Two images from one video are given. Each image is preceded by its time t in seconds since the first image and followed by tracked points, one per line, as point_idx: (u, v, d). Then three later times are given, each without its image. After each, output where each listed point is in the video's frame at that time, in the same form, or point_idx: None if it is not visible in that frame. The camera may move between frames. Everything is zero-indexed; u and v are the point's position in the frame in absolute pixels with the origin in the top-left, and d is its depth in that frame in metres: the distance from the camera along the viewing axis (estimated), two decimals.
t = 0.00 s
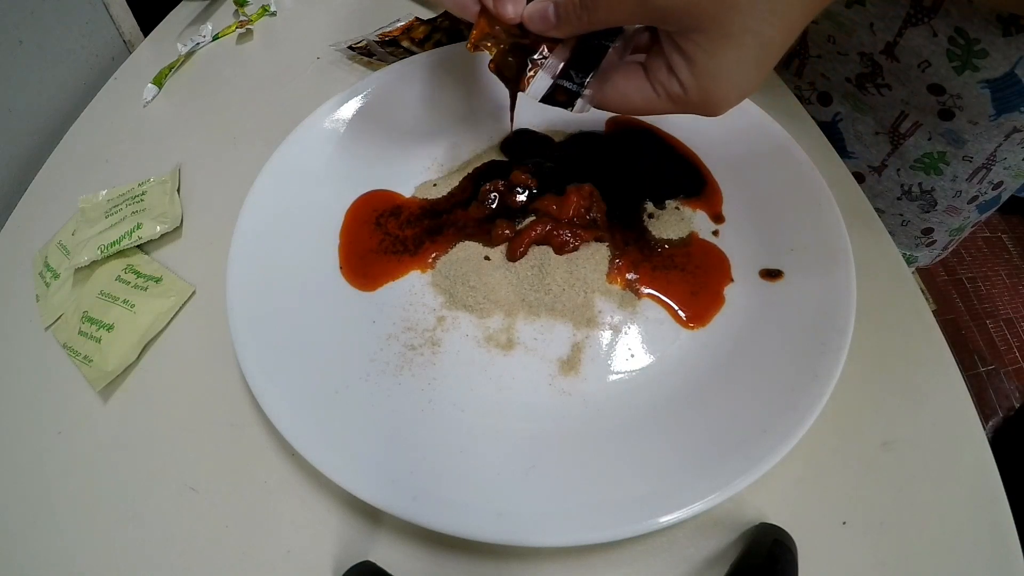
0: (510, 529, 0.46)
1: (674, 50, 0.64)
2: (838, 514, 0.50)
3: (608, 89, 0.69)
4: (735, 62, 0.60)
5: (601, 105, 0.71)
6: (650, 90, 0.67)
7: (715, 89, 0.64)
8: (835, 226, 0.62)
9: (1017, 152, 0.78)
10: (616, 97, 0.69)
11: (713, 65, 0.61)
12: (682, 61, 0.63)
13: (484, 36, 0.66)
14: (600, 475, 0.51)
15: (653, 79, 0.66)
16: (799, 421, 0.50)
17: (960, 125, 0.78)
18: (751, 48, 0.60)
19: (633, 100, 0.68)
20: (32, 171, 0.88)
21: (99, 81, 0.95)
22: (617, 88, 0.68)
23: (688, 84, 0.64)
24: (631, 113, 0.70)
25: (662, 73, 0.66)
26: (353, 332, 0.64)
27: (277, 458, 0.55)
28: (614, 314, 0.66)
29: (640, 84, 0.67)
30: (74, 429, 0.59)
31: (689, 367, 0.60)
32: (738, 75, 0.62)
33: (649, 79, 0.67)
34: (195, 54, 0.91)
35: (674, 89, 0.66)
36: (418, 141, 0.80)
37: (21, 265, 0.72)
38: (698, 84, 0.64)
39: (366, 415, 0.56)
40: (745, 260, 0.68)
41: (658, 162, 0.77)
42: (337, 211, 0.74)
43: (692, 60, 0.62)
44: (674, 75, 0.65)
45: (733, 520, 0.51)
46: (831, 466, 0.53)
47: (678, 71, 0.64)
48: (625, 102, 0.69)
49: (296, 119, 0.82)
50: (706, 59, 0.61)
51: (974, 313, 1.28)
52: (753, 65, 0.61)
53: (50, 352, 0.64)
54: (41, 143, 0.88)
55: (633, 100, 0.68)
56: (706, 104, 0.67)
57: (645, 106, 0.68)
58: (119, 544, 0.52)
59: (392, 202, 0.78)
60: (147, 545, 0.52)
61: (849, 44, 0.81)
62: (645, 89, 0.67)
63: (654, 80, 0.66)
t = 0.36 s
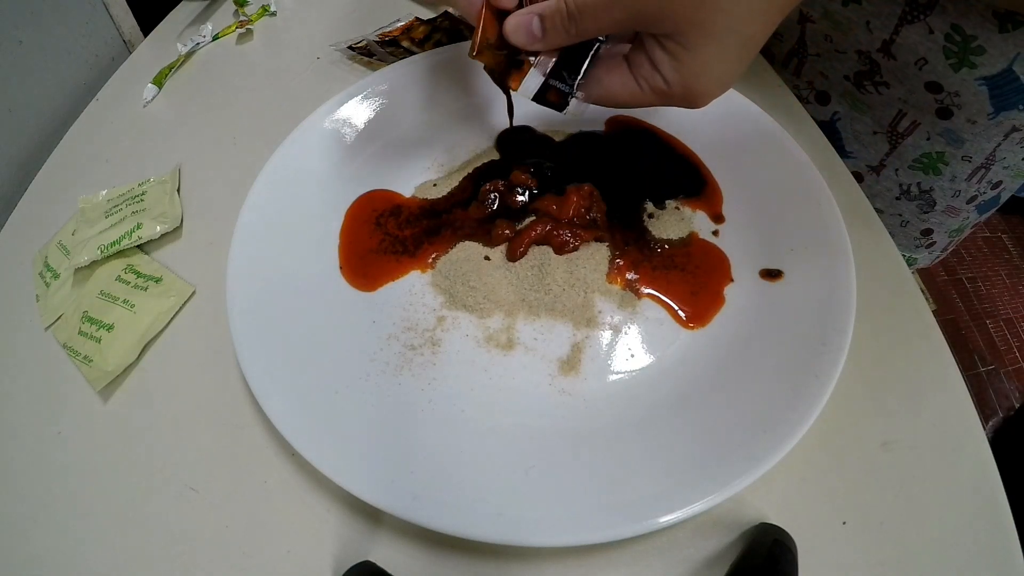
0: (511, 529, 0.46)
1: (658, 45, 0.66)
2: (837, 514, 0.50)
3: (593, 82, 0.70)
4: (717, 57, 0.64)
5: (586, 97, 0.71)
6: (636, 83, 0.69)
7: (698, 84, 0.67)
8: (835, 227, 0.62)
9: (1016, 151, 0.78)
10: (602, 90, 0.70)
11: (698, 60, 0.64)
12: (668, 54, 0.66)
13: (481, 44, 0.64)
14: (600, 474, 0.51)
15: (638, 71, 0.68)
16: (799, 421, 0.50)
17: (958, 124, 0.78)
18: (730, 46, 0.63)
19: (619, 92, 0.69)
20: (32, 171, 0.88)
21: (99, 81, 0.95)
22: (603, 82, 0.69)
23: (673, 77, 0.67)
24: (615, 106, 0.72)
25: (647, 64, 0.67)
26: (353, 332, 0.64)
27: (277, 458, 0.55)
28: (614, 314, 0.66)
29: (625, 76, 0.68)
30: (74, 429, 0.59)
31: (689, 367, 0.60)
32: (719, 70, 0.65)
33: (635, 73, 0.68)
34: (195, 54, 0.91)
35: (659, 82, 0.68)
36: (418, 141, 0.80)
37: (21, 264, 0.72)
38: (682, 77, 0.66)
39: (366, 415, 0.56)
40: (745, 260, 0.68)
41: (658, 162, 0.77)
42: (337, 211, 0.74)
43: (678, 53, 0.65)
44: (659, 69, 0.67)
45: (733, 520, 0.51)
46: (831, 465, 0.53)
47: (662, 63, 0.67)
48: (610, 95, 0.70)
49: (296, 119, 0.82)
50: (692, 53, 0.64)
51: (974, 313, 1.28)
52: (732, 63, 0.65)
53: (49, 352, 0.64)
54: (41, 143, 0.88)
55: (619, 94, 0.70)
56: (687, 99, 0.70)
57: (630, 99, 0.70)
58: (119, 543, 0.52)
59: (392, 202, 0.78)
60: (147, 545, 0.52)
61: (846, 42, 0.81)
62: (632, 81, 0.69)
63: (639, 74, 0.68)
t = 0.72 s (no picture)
0: (510, 529, 0.46)
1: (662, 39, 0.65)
2: (838, 514, 0.50)
3: (592, 75, 0.71)
4: (720, 59, 0.62)
5: (586, 89, 0.73)
6: (634, 78, 0.69)
7: (700, 82, 0.65)
8: (836, 227, 0.62)
9: (1014, 151, 0.78)
10: (600, 85, 0.71)
11: (698, 59, 0.63)
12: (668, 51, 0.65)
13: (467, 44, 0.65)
14: (600, 475, 0.51)
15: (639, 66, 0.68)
16: (799, 421, 0.50)
17: (956, 124, 0.77)
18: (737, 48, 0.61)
19: (615, 86, 0.70)
20: (32, 170, 0.88)
21: (98, 81, 0.95)
22: (601, 76, 0.71)
23: (672, 75, 0.66)
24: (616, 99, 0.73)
25: (648, 61, 0.67)
26: (353, 332, 0.64)
27: (277, 458, 0.55)
28: (615, 314, 0.66)
29: (624, 70, 0.69)
30: (74, 429, 0.59)
31: (689, 367, 0.60)
32: (722, 70, 0.64)
33: (635, 68, 0.68)
34: (195, 54, 0.91)
35: (659, 78, 0.67)
36: (419, 140, 0.80)
37: (21, 264, 0.72)
38: (682, 74, 0.65)
39: (365, 415, 0.56)
40: (745, 260, 0.68)
41: (659, 162, 0.77)
42: (337, 211, 0.74)
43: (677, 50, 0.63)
44: (660, 65, 0.66)
45: (733, 520, 0.51)
46: (831, 466, 0.52)
47: (663, 60, 0.66)
48: (609, 89, 0.71)
49: (296, 119, 0.82)
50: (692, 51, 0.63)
51: (974, 313, 1.28)
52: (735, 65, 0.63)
53: (50, 352, 0.64)
54: (41, 142, 0.88)
55: (617, 88, 0.71)
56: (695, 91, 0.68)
57: (628, 92, 0.71)
58: (119, 543, 0.52)
59: (392, 202, 0.77)
60: (148, 545, 0.52)
61: (843, 42, 0.81)
62: (630, 77, 0.69)
63: (640, 69, 0.68)
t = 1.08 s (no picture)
0: (511, 530, 0.46)
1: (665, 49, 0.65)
2: (838, 514, 0.50)
3: (590, 61, 0.71)
4: (711, 78, 0.65)
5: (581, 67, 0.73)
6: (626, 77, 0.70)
7: (685, 93, 0.68)
8: (836, 228, 0.62)
9: (1014, 152, 0.78)
10: (593, 69, 0.72)
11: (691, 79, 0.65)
12: (665, 64, 0.65)
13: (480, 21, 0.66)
14: (600, 475, 0.51)
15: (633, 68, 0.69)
16: (799, 421, 0.50)
17: (956, 125, 0.77)
18: (729, 71, 0.64)
19: (608, 78, 0.72)
20: (32, 170, 0.88)
21: (98, 82, 0.95)
22: (597, 67, 0.71)
23: (663, 85, 0.68)
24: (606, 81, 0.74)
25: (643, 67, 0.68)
26: (353, 332, 0.64)
27: (278, 458, 0.55)
28: (615, 314, 0.66)
29: (620, 68, 0.70)
30: (74, 429, 0.59)
31: (689, 367, 0.60)
32: (707, 86, 0.67)
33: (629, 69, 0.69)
34: (195, 54, 0.91)
35: (649, 84, 0.69)
36: (418, 140, 0.80)
37: (21, 264, 0.72)
38: (673, 87, 0.68)
39: (366, 415, 0.56)
40: (745, 260, 0.68)
41: (659, 162, 0.77)
42: (337, 211, 0.74)
43: (674, 68, 0.65)
44: (654, 73, 0.67)
45: (734, 520, 0.51)
46: (831, 466, 0.52)
47: (658, 71, 0.67)
48: (600, 74, 0.72)
49: (296, 119, 0.82)
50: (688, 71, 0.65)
51: (974, 312, 1.28)
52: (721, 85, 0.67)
53: (50, 352, 0.64)
54: (41, 142, 0.88)
55: (607, 76, 0.72)
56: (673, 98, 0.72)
57: (615, 82, 0.72)
58: (118, 544, 0.52)
59: (392, 202, 0.78)
60: (147, 546, 0.52)
61: (843, 42, 0.81)
62: (624, 76, 0.70)
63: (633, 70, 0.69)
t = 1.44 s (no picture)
0: (511, 530, 0.46)
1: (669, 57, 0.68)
2: (838, 514, 0.50)
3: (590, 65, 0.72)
4: (705, 85, 0.70)
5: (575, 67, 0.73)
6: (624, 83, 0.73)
7: (678, 97, 0.72)
8: (835, 228, 0.62)
9: (1013, 153, 0.78)
10: (590, 70, 0.73)
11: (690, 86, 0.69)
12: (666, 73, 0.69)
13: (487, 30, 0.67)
14: (600, 475, 0.51)
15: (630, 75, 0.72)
16: (799, 421, 0.50)
17: (956, 125, 0.77)
18: (721, 82, 0.69)
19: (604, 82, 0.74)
20: (31, 170, 0.88)
21: (98, 82, 0.95)
22: (596, 71, 0.73)
23: (659, 91, 0.72)
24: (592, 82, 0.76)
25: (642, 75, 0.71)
26: (352, 332, 0.64)
27: (278, 458, 0.55)
28: (615, 314, 0.66)
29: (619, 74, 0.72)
30: (74, 429, 0.59)
31: (689, 367, 0.60)
32: (699, 91, 0.70)
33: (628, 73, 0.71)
34: (195, 54, 0.91)
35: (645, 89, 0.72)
36: (418, 140, 0.80)
37: (21, 265, 0.72)
38: (668, 95, 0.71)
39: (366, 415, 0.56)
40: (745, 260, 0.68)
41: (660, 162, 0.77)
42: (337, 211, 0.74)
43: (672, 78, 0.69)
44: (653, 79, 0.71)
45: (734, 520, 0.51)
46: (831, 467, 0.52)
47: (656, 78, 0.70)
48: (594, 76, 0.73)
49: (296, 119, 0.82)
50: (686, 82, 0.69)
51: (974, 312, 1.28)
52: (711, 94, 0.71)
53: (50, 352, 0.64)
54: (41, 142, 0.88)
55: (602, 78, 0.73)
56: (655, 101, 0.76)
57: (608, 84, 0.74)
58: (118, 544, 0.52)
59: (392, 201, 0.78)
60: (147, 546, 0.52)
61: (843, 43, 0.81)
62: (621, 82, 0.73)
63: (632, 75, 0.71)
